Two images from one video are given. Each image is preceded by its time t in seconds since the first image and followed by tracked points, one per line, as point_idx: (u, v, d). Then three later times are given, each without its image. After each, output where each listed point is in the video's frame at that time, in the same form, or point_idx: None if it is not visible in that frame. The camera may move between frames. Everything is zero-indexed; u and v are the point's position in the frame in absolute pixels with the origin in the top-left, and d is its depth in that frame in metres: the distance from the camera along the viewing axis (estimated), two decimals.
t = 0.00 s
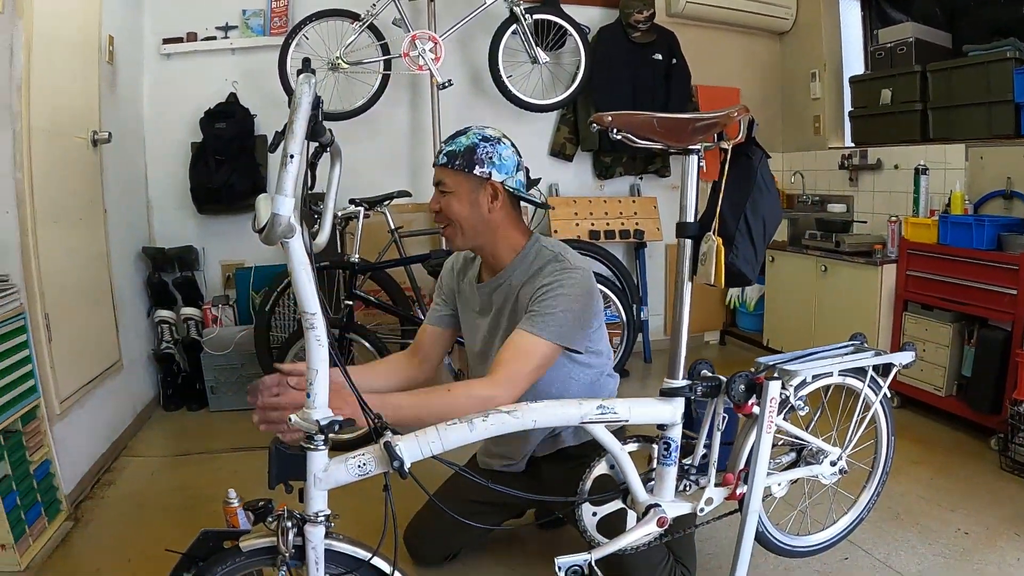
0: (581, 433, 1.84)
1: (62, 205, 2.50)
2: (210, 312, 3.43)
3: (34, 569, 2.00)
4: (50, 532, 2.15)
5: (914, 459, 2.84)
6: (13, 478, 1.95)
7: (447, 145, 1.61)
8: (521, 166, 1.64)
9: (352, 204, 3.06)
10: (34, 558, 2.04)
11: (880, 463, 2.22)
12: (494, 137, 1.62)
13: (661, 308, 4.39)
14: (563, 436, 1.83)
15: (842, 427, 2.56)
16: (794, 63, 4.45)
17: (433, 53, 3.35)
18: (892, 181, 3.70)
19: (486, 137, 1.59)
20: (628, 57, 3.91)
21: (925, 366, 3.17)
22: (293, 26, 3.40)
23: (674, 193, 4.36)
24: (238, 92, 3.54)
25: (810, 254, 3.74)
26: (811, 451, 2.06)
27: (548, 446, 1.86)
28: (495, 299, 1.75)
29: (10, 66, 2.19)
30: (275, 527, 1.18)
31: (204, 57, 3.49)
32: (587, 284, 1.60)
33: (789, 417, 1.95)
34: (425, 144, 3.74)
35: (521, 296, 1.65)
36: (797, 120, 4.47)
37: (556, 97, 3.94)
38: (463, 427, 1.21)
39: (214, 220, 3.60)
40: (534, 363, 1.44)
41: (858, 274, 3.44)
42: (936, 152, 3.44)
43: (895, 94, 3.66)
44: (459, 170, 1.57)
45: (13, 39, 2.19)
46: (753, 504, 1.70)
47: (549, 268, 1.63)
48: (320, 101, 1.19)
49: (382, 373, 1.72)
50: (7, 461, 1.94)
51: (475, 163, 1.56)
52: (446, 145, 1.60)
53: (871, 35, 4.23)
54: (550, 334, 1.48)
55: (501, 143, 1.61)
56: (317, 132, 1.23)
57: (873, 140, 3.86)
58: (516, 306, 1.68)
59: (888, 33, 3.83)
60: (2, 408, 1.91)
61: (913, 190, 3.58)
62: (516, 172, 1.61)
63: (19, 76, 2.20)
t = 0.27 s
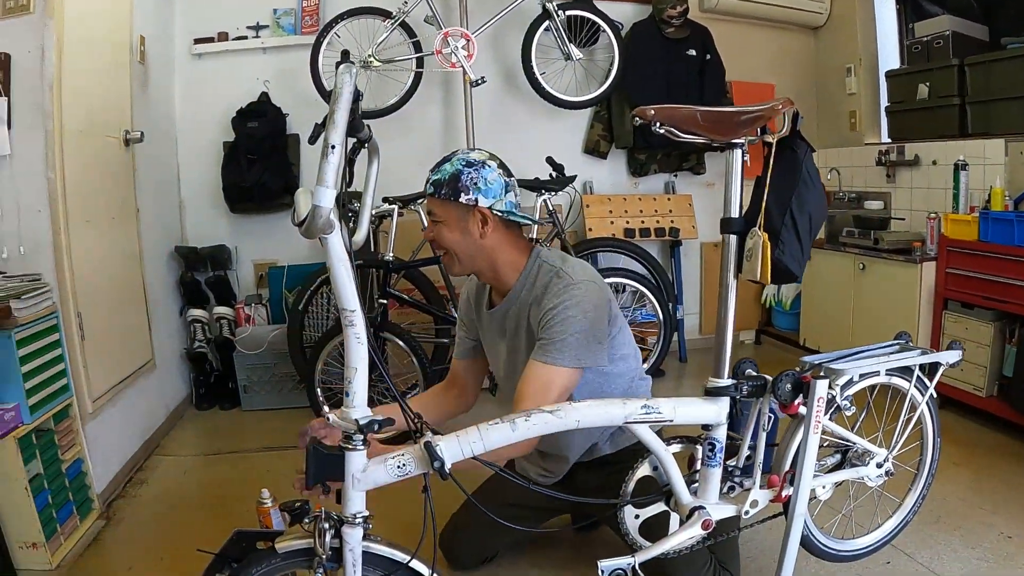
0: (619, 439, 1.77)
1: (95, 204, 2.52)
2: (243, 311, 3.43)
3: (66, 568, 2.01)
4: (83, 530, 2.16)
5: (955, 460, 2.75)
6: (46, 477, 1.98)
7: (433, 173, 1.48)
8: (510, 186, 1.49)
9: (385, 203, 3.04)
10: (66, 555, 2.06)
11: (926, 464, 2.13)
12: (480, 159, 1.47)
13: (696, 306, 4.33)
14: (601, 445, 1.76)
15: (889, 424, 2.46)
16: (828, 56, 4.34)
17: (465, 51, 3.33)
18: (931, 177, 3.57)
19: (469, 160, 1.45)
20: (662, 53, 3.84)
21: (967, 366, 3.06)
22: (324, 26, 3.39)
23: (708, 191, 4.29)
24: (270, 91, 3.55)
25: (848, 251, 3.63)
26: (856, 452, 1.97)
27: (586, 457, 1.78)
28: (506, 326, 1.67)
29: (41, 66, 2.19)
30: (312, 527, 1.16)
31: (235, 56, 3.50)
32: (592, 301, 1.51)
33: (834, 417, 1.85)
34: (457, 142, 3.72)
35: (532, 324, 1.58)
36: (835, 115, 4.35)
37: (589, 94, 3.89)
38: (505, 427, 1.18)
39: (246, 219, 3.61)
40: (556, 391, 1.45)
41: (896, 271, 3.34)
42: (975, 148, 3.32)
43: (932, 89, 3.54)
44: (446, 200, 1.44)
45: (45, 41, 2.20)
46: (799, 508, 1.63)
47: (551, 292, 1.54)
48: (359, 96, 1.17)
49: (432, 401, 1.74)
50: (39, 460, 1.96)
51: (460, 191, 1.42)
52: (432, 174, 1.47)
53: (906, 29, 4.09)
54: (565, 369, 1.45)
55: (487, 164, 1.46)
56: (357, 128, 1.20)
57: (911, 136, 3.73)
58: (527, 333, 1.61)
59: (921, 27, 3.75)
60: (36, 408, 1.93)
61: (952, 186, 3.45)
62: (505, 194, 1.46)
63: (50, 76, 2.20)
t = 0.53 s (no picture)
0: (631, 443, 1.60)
1: (118, 198, 2.48)
2: (269, 305, 3.33)
3: (87, 567, 1.97)
4: (104, 529, 2.13)
5: (1003, 465, 2.60)
6: (66, 475, 1.96)
7: (412, 172, 1.43)
8: (489, 179, 1.44)
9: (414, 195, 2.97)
10: (86, 555, 2.02)
11: (978, 470, 1.99)
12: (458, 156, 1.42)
13: (731, 302, 4.23)
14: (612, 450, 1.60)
15: (944, 430, 2.34)
16: (865, 44, 4.13)
17: (495, 40, 3.24)
18: (972, 170, 3.35)
19: (445, 158, 1.39)
20: (696, 41, 3.72)
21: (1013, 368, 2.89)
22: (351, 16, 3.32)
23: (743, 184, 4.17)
24: (296, 83, 3.49)
25: (888, 247, 3.48)
26: (909, 459, 1.80)
27: (599, 462, 1.64)
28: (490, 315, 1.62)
29: (62, 57, 2.13)
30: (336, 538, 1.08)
31: (261, 48, 3.45)
32: (541, 295, 1.42)
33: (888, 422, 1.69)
34: (489, 133, 3.64)
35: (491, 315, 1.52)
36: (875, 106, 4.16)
37: (623, 84, 3.78)
38: (543, 432, 1.10)
39: (272, 213, 3.56)
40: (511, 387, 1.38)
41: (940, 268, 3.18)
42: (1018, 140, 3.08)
43: (974, 80, 3.37)
44: (427, 199, 1.40)
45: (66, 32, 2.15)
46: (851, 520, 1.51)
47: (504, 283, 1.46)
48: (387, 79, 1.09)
49: (441, 384, 1.64)
50: (59, 457, 1.94)
51: (439, 190, 1.37)
52: (411, 175, 1.43)
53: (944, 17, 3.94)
54: (505, 367, 1.37)
55: (464, 161, 1.41)
56: (384, 112, 1.13)
57: (953, 128, 3.53)
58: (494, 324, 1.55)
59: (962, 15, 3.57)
60: (56, 405, 1.90)
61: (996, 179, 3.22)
62: (483, 189, 1.41)
63: (71, 67, 2.14)
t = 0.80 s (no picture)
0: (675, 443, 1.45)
1: (145, 182, 2.44)
2: (302, 292, 3.31)
3: (112, 559, 1.97)
4: (130, 519, 2.13)
5: None
6: (91, 466, 1.96)
7: (449, 165, 1.41)
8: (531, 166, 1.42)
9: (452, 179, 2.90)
10: (112, 547, 2.02)
11: None
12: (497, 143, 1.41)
13: (775, 292, 4.10)
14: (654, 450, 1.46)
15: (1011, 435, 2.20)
16: (915, 23, 3.80)
17: (535, 20, 3.13)
18: None
19: (484, 146, 1.37)
20: (741, 21, 3.55)
21: None
22: None
23: (789, 169, 4.01)
24: (330, 66, 3.42)
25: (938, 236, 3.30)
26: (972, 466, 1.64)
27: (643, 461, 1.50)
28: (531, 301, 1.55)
29: (85, 40, 2.10)
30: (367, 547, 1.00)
31: (293, 30, 3.38)
32: (592, 275, 1.34)
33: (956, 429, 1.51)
34: (528, 115, 3.53)
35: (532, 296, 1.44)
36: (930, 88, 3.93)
37: (665, 66, 3.64)
38: (592, 438, 1.00)
39: (306, 197, 3.51)
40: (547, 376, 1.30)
41: (996, 260, 2.99)
42: None
43: None
44: (469, 191, 1.38)
45: (89, 13, 2.11)
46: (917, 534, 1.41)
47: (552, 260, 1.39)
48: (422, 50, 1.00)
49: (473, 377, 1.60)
50: (85, 448, 1.95)
51: (482, 178, 1.36)
52: (448, 165, 1.40)
53: None
54: (548, 350, 1.29)
55: (502, 147, 1.39)
56: (421, 87, 1.03)
57: (1004, 114, 3.29)
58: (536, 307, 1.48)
59: None
60: (82, 396, 1.91)
61: None
62: (526, 175, 1.40)
63: (95, 49, 2.12)
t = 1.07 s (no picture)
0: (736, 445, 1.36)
1: (165, 159, 2.36)
2: (329, 274, 3.20)
3: (123, 549, 1.92)
4: (145, 506, 2.07)
5: None
6: (103, 452, 1.92)
7: (531, 83, 1.24)
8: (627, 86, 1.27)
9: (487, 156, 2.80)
10: (124, 536, 1.96)
11: None
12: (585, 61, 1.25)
13: (819, 281, 3.92)
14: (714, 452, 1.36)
15: None
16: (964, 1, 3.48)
17: None
18: None
19: (576, 61, 1.21)
20: None
21: None
22: None
23: (836, 154, 3.83)
24: (360, 42, 3.31)
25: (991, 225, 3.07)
26: None
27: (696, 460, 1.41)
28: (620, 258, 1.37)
29: (102, 11, 2.07)
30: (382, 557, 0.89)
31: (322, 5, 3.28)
32: (733, 234, 1.18)
33: None
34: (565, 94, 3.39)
35: (642, 250, 1.26)
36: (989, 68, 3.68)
37: (706, 44, 3.48)
38: (644, 436, 0.86)
39: (335, 177, 3.41)
40: (661, 333, 1.07)
41: None
42: None
43: None
44: (558, 110, 1.21)
45: None
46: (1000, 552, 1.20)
47: (679, 213, 1.22)
48: None
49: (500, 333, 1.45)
50: (96, 433, 1.90)
51: (573, 97, 1.19)
52: (531, 84, 1.24)
53: None
54: (669, 309, 1.06)
55: (596, 62, 1.23)
56: (451, 33, 0.90)
57: None
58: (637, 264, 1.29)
59: None
60: (93, 377, 1.87)
61: None
62: (624, 95, 1.24)
63: (112, 20, 2.08)
